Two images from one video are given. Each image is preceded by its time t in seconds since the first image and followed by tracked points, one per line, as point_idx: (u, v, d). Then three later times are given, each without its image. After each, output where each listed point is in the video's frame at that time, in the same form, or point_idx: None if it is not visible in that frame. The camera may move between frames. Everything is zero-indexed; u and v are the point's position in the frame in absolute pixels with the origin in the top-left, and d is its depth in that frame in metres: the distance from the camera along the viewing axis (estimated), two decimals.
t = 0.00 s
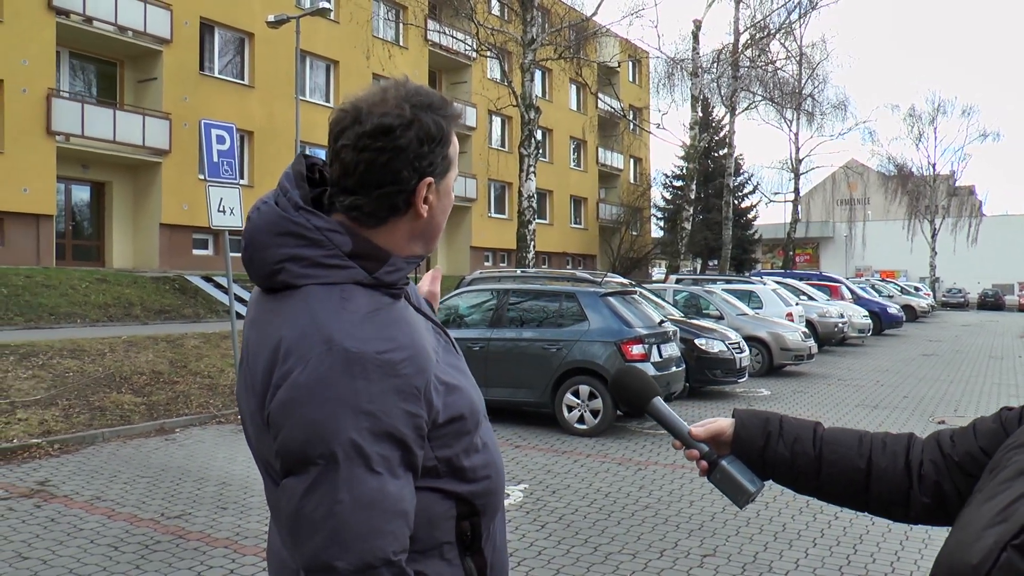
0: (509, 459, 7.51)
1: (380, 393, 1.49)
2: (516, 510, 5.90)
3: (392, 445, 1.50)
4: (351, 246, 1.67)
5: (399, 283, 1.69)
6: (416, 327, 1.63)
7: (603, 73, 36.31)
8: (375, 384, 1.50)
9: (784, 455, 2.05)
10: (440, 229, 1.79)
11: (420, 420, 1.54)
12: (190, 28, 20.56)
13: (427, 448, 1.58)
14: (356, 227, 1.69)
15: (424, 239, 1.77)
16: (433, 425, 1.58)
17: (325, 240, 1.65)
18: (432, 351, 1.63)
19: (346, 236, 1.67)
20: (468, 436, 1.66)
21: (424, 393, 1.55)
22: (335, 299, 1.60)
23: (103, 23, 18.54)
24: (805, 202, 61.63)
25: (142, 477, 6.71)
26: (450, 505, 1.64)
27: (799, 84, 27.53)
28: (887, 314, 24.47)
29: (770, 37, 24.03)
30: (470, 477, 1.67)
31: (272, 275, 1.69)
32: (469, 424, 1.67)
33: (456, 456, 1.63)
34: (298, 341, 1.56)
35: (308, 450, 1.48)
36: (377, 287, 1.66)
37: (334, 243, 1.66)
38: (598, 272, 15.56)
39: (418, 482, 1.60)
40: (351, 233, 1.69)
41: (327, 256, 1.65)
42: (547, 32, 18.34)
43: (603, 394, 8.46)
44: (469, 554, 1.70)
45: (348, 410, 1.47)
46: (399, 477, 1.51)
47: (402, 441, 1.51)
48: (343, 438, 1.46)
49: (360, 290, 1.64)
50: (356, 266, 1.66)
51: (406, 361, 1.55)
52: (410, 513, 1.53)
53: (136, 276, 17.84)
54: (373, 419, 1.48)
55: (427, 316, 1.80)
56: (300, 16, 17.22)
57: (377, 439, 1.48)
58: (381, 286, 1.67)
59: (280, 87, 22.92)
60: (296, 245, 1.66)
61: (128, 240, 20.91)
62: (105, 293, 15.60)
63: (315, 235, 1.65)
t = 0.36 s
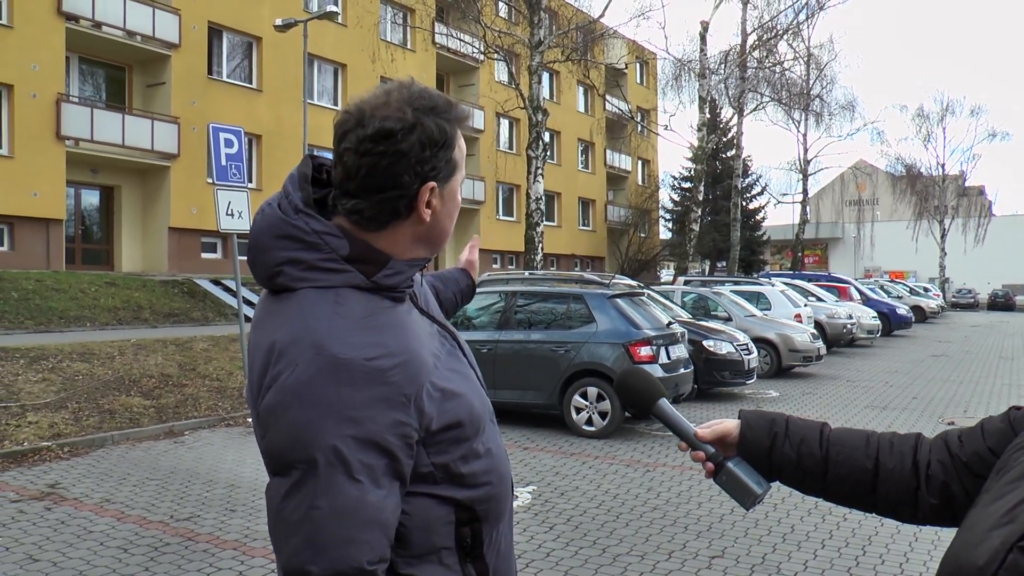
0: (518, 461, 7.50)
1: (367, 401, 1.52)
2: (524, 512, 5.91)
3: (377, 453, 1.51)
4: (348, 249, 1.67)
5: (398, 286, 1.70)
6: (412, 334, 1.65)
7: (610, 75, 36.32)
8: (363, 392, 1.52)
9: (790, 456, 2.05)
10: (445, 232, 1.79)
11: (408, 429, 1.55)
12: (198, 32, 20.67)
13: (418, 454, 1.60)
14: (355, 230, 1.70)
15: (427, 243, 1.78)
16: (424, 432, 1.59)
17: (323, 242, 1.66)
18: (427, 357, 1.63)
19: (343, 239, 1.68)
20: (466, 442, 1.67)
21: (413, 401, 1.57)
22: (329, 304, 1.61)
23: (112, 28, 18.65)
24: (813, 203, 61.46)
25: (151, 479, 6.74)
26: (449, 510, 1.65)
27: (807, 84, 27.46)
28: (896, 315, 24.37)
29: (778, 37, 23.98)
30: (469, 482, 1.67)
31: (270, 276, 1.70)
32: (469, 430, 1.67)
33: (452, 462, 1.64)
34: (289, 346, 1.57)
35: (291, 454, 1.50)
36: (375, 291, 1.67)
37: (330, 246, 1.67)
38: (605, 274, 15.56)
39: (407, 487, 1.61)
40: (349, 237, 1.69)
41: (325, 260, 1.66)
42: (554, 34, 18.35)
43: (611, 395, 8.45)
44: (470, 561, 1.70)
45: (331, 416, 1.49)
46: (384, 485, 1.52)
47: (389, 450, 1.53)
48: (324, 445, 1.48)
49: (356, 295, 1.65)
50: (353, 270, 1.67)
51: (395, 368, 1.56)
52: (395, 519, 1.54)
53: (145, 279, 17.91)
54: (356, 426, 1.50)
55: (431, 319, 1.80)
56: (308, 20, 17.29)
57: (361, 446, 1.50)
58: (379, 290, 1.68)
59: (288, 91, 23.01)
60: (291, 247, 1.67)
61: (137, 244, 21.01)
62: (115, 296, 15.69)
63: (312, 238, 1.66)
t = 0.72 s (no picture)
0: (523, 463, 7.50)
1: (350, 403, 1.53)
2: (528, 513, 5.91)
3: (360, 453, 1.52)
4: (338, 249, 1.69)
5: (390, 286, 1.71)
6: (402, 334, 1.66)
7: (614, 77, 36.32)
8: (345, 391, 1.54)
9: (793, 456, 2.04)
10: (439, 228, 1.79)
11: (394, 430, 1.56)
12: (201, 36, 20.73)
13: (407, 453, 1.61)
14: (346, 230, 1.72)
15: (421, 242, 1.78)
16: (411, 433, 1.60)
17: (312, 243, 1.69)
18: (417, 358, 1.64)
19: (332, 238, 1.70)
20: (460, 446, 1.66)
21: (398, 402, 1.58)
22: (316, 305, 1.64)
23: (116, 33, 18.71)
24: (817, 204, 61.36)
25: (155, 483, 6.75)
26: (442, 513, 1.65)
27: (810, 85, 27.43)
28: (900, 316, 24.29)
29: (781, 38, 23.93)
30: (463, 486, 1.67)
31: (265, 277, 1.74)
32: (462, 433, 1.67)
33: (444, 464, 1.64)
34: (277, 347, 1.60)
35: (273, 454, 1.53)
36: (368, 290, 1.69)
37: (322, 246, 1.69)
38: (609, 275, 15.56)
39: (395, 488, 1.62)
40: (339, 236, 1.71)
41: (316, 260, 1.69)
42: (557, 36, 18.34)
43: (615, 397, 8.44)
44: (464, 565, 1.70)
45: (312, 416, 1.52)
46: (368, 484, 1.53)
47: (372, 451, 1.54)
48: (305, 443, 1.51)
49: (344, 295, 1.67)
50: (344, 270, 1.69)
51: (380, 369, 1.58)
52: (380, 520, 1.55)
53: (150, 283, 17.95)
54: (338, 425, 1.52)
55: (429, 318, 1.81)
56: (311, 24, 17.33)
57: (344, 446, 1.51)
58: (371, 290, 1.69)
59: (291, 94, 23.07)
60: (284, 247, 1.71)
61: (142, 247, 21.07)
62: (119, 300, 15.73)
63: (303, 239, 1.69)
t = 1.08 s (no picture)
0: (525, 466, 7.49)
1: (341, 401, 1.54)
2: (531, 517, 5.90)
3: (350, 452, 1.52)
4: (333, 250, 1.70)
5: (385, 287, 1.71)
6: (395, 335, 1.66)
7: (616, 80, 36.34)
8: (337, 390, 1.54)
9: (794, 458, 2.03)
10: (434, 227, 1.78)
11: (386, 430, 1.56)
12: (204, 40, 20.77)
13: (399, 454, 1.61)
14: (339, 230, 1.73)
15: (415, 241, 1.78)
16: (404, 434, 1.60)
17: (308, 244, 1.70)
18: (411, 359, 1.65)
19: (327, 239, 1.71)
20: (456, 448, 1.66)
21: (390, 402, 1.58)
22: (309, 306, 1.65)
23: (119, 37, 18.77)
24: (820, 206, 61.31)
25: (158, 486, 6.75)
26: (437, 515, 1.65)
27: (813, 88, 27.41)
28: (904, 318, 24.25)
29: (783, 40, 23.91)
30: (459, 489, 1.66)
31: (264, 278, 1.76)
32: (457, 435, 1.66)
33: (439, 466, 1.64)
34: (271, 347, 1.61)
35: (264, 452, 1.54)
36: (363, 292, 1.70)
37: (317, 248, 1.70)
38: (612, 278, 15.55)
39: (389, 489, 1.62)
40: (334, 237, 1.72)
41: (312, 262, 1.70)
42: (559, 39, 18.33)
43: (618, 400, 8.42)
44: (461, 567, 1.70)
45: (303, 414, 1.52)
46: (360, 482, 1.54)
47: (364, 451, 1.54)
48: (295, 441, 1.51)
49: (337, 295, 1.68)
50: (339, 272, 1.70)
51: (373, 369, 1.58)
52: (373, 519, 1.55)
53: (153, 287, 17.98)
54: (329, 424, 1.52)
55: (428, 319, 1.81)
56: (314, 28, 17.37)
57: (334, 445, 1.52)
58: (365, 291, 1.70)
59: (294, 98, 23.12)
60: (281, 249, 1.73)
61: (145, 251, 21.10)
62: (122, 304, 15.76)
63: (299, 240, 1.71)
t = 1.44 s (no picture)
0: (522, 472, 7.49)
1: (344, 406, 1.54)
2: (527, 522, 5.88)
3: (352, 457, 1.53)
4: (340, 255, 1.72)
5: (389, 292, 1.73)
6: (398, 340, 1.67)
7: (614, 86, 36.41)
8: (340, 394, 1.54)
9: (790, 464, 2.04)
10: (435, 232, 1.79)
11: (388, 435, 1.57)
12: (203, 44, 20.80)
13: (401, 460, 1.61)
14: (344, 234, 1.75)
15: (416, 247, 1.78)
16: (405, 439, 1.60)
17: (315, 248, 1.72)
18: (415, 366, 1.65)
19: (333, 244, 1.72)
20: (456, 455, 1.66)
21: (393, 407, 1.59)
22: (315, 310, 1.66)
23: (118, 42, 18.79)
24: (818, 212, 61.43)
25: (155, 491, 6.74)
26: (436, 522, 1.64)
27: (810, 94, 27.47)
28: (901, 323, 24.27)
29: (781, 46, 23.96)
30: (459, 496, 1.67)
31: (271, 281, 1.77)
32: (458, 443, 1.67)
33: (440, 473, 1.64)
34: (275, 350, 1.61)
35: (267, 455, 1.53)
36: (368, 298, 1.71)
37: (325, 252, 1.72)
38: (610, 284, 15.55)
39: (389, 495, 1.62)
40: (340, 242, 1.74)
41: (319, 266, 1.71)
42: (557, 44, 18.35)
43: (615, 405, 8.42)
44: None
45: (306, 417, 1.52)
46: (362, 487, 1.54)
47: (366, 455, 1.54)
48: (298, 444, 1.51)
49: (341, 300, 1.69)
50: (346, 276, 1.71)
51: (376, 375, 1.59)
52: (372, 524, 1.55)
53: (150, 292, 17.97)
54: (332, 429, 1.52)
55: (430, 326, 1.82)
56: (312, 33, 17.38)
57: (337, 449, 1.52)
58: (370, 296, 1.71)
59: (292, 103, 23.13)
60: (288, 252, 1.74)
61: (142, 256, 21.08)
62: (119, 309, 15.74)
63: (307, 244, 1.72)
